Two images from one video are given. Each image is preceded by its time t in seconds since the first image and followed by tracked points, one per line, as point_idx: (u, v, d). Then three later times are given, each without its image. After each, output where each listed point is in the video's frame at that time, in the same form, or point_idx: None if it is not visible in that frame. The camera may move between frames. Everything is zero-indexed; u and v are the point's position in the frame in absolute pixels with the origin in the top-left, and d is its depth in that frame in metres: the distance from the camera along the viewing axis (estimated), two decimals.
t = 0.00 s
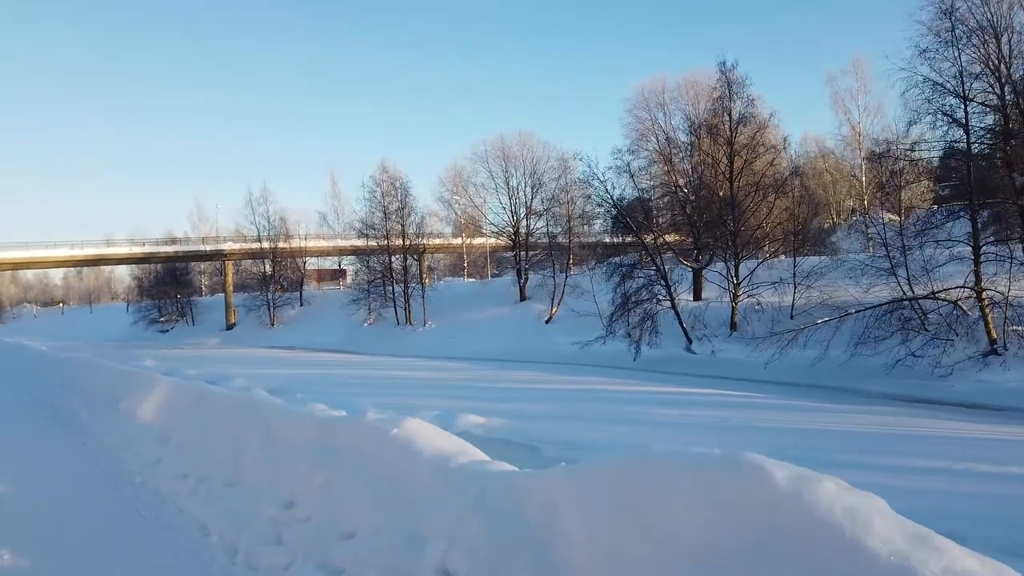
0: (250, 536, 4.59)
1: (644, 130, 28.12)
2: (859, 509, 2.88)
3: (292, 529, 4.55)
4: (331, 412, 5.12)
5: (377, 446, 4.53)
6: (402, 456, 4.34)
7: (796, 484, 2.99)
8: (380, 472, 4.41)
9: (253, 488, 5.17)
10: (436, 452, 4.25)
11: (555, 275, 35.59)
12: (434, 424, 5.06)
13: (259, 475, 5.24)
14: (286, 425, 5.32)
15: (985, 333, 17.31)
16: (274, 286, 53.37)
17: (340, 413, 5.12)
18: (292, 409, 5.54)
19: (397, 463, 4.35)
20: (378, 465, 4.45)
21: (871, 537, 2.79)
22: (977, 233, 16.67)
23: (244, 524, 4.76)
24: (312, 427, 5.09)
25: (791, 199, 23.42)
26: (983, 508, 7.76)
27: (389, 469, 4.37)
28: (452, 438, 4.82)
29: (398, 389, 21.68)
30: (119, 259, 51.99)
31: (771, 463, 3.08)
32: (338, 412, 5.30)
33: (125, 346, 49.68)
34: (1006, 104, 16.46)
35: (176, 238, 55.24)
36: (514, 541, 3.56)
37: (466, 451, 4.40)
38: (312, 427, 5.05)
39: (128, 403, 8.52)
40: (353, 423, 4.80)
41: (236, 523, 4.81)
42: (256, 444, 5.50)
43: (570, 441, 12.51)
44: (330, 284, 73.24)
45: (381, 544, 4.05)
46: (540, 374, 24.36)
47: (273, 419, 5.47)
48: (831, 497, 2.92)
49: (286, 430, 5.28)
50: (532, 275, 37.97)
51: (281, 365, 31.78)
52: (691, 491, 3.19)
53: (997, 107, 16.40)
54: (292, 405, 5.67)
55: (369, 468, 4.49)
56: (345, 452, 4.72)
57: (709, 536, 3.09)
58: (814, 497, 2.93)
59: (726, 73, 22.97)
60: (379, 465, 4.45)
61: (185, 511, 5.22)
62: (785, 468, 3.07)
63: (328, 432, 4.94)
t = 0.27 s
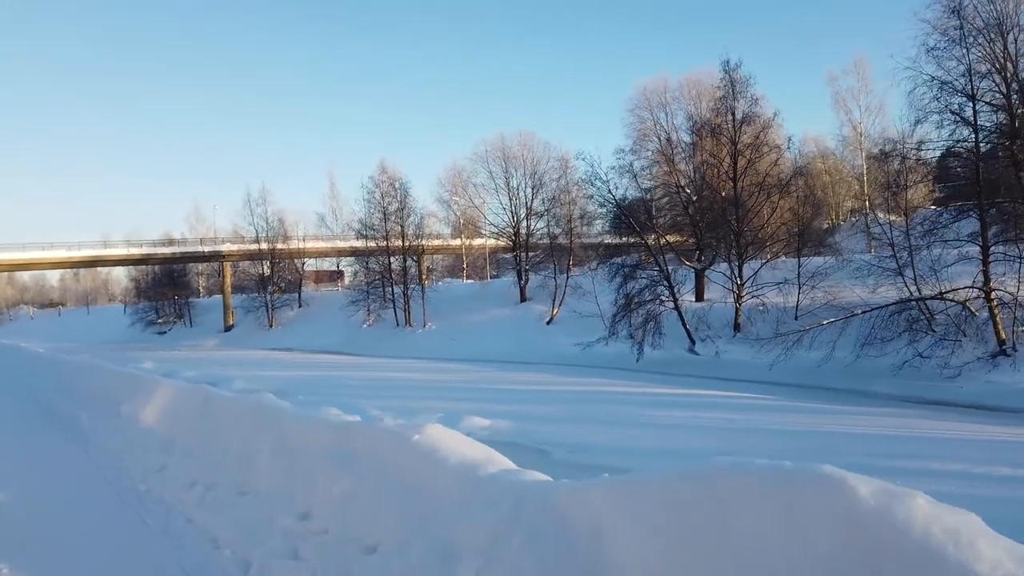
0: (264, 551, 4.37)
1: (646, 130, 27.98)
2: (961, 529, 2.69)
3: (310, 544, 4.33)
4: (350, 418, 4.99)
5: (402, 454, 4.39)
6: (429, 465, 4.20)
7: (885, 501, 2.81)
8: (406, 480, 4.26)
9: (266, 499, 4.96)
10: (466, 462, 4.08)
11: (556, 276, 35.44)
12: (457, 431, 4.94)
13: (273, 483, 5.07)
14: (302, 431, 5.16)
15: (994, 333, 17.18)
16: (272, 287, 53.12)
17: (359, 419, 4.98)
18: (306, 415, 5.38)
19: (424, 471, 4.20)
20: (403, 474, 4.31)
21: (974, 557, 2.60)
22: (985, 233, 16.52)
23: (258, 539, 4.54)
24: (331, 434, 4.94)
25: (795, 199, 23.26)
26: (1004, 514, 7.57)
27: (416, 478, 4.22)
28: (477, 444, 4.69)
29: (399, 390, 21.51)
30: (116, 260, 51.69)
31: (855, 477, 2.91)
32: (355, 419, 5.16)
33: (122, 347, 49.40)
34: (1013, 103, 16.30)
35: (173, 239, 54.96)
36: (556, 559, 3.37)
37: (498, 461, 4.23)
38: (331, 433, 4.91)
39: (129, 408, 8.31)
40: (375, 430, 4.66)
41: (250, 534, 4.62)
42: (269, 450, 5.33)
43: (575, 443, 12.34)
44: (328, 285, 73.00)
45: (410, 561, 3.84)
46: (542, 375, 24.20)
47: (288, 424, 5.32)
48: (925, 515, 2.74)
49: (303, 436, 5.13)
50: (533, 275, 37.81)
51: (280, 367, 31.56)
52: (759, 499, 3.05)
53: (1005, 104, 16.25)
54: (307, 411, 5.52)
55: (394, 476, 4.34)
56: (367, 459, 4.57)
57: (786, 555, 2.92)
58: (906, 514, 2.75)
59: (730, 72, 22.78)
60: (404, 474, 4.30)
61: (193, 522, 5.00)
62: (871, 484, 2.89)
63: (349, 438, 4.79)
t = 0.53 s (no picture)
0: (282, 565, 4.15)
1: (648, 129, 27.81)
2: None
3: (330, 557, 4.12)
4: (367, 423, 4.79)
5: (427, 461, 4.21)
6: (457, 473, 4.02)
7: (1006, 519, 2.69)
8: (431, 490, 4.08)
9: (279, 508, 4.75)
10: (502, 473, 3.91)
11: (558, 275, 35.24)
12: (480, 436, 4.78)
13: (286, 491, 4.86)
14: (314, 436, 4.96)
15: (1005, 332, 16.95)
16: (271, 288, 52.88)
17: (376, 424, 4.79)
18: (319, 419, 5.18)
19: (451, 480, 4.02)
20: (428, 483, 4.12)
21: None
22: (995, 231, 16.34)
23: (273, 552, 4.33)
24: (347, 439, 4.74)
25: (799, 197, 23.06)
26: None
27: (442, 486, 4.05)
28: (503, 452, 4.54)
29: (401, 391, 21.29)
30: (114, 262, 51.41)
31: (969, 494, 2.80)
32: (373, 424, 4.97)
33: (120, 349, 49.14)
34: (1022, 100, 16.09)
35: (171, 240, 54.62)
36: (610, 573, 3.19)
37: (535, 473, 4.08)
38: (347, 438, 4.71)
39: (129, 412, 8.06)
40: (396, 436, 4.47)
41: (263, 545, 4.41)
42: (280, 456, 5.11)
43: (582, 444, 12.14)
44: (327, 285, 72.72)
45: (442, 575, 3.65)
46: (544, 376, 24.00)
47: (299, 429, 5.11)
48: None
49: (317, 441, 4.93)
50: (534, 275, 37.60)
51: (280, 368, 31.31)
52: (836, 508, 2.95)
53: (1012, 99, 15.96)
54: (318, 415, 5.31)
55: (418, 484, 4.16)
56: (389, 466, 4.39)
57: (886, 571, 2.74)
58: None
59: (734, 69, 22.61)
60: (429, 483, 4.12)
61: (202, 532, 4.78)
62: (987, 503, 2.77)
63: (366, 443, 4.60)
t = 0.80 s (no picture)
0: None
1: (652, 128, 27.72)
2: None
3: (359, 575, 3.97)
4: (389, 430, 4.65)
5: (456, 472, 4.07)
6: (489, 485, 3.89)
7: None
8: (462, 502, 3.95)
9: (300, 520, 4.59)
10: (548, 486, 3.76)
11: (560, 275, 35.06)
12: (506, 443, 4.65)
13: (305, 501, 4.70)
14: (333, 444, 4.81)
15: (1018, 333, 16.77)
16: (270, 288, 52.66)
17: (398, 432, 4.65)
18: (336, 425, 5.03)
19: (484, 492, 3.89)
20: (458, 495, 3.99)
21: None
22: (1007, 231, 16.18)
23: (297, 567, 4.17)
24: (368, 446, 4.59)
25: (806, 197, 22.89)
26: None
27: (474, 498, 3.92)
28: (533, 460, 4.42)
29: (404, 392, 21.13)
30: (113, 262, 51.19)
31: None
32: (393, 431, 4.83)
33: (120, 350, 48.93)
34: None
35: (170, 240, 54.36)
36: None
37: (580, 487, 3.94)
38: (368, 446, 4.56)
39: (135, 416, 7.89)
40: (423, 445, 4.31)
41: (285, 558, 4.27)
42: (297, 464, 4.96)
43: (589, 446, 11.99)
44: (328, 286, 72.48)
45: None
46: (548, 376, 23.83)
47: (317, 436, 4.96)
48: None
49: (336, 449, 4.78)
50: (536, 276, 37.42)
51: (281, 369, 31.12)
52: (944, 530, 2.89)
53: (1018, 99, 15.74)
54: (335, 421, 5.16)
55: (447, 496, 4.02)
56: (415, 476, 4.25)
57: None
58: None
59: (739, 66, 22.44)
60: (460, 494, 3.99)
61: (218, 546, 4.62)
62: None
63: (390, 452, 4.45)
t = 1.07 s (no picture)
0: None
1: (656, 129, 27.54)
2: None
3: None
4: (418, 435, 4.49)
5: (493, 478, 3.92)
6: (531, 492, 3.74)
7: None
8: (502, 510, 3.79)
9: (325, 531, 4.42)
10: (600, 496, 3.59)
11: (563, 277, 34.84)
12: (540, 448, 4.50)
13: (330, 510, 4.53)
14: (359, 449, 4.65)
15: None
16: (270, 291, 52.40)
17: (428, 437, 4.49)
18: (361, 429, 4.87)
19: (525, 499, 3.74)
20: (498, 503, 3.83)
21: None
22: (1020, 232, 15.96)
23: None
24: (398, 452, 4.43)
25: (813, 198, 22.68)
26: None
27: (515, 507, 3.77)
28: (570, 465, 4.27)
29: (408, 395, 20.91)
30: (112, 265, 50.93)
31: None
32: (421, 435, 4.67)
33: (119, 353, 48.64)
34: None
35: (170, 243, 54.08)
36: None
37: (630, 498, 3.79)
38: (398, 452, 4.40)
39: (142, 421, 7.69)
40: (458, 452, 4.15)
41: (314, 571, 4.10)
42: (320, 471, 4.80)
43: (600, 450, 11.81)
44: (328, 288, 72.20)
45: None
46: (553, 380, 23.63)
47: (342, 441, 4.79)
48: None
49: (362, 455, 4.61)
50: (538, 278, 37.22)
51: (283, 372, 30.89)
52: None
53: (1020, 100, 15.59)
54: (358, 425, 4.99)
55: (486, 505, 3.87)
56: (450, 484, 4.09)
57: None
58: None
59: (745, 67, 22.24)
60: (499, 503, 3.84)
61: (238, 558, 4.43)
62: None
63: (422, 458, 4.29)
